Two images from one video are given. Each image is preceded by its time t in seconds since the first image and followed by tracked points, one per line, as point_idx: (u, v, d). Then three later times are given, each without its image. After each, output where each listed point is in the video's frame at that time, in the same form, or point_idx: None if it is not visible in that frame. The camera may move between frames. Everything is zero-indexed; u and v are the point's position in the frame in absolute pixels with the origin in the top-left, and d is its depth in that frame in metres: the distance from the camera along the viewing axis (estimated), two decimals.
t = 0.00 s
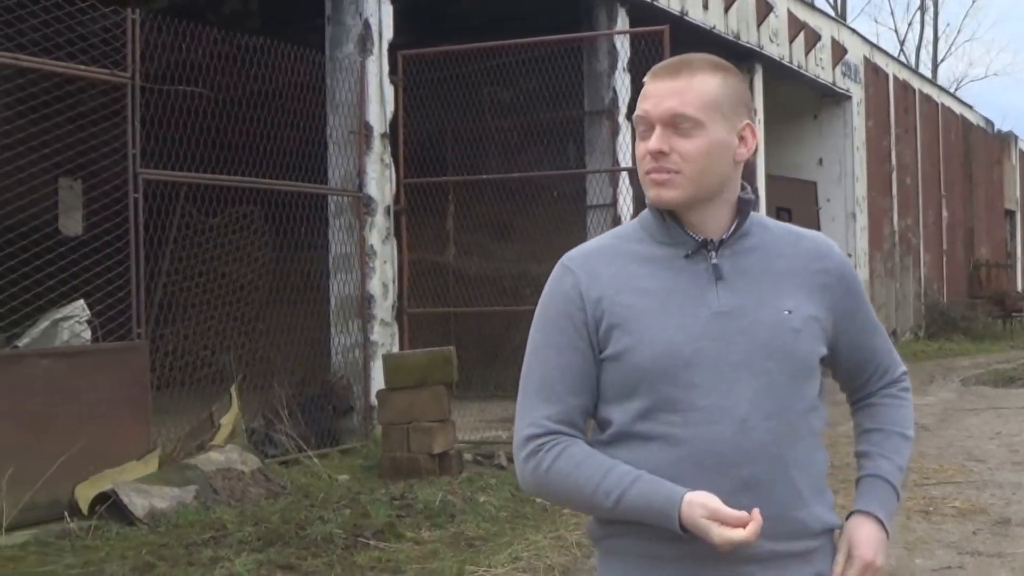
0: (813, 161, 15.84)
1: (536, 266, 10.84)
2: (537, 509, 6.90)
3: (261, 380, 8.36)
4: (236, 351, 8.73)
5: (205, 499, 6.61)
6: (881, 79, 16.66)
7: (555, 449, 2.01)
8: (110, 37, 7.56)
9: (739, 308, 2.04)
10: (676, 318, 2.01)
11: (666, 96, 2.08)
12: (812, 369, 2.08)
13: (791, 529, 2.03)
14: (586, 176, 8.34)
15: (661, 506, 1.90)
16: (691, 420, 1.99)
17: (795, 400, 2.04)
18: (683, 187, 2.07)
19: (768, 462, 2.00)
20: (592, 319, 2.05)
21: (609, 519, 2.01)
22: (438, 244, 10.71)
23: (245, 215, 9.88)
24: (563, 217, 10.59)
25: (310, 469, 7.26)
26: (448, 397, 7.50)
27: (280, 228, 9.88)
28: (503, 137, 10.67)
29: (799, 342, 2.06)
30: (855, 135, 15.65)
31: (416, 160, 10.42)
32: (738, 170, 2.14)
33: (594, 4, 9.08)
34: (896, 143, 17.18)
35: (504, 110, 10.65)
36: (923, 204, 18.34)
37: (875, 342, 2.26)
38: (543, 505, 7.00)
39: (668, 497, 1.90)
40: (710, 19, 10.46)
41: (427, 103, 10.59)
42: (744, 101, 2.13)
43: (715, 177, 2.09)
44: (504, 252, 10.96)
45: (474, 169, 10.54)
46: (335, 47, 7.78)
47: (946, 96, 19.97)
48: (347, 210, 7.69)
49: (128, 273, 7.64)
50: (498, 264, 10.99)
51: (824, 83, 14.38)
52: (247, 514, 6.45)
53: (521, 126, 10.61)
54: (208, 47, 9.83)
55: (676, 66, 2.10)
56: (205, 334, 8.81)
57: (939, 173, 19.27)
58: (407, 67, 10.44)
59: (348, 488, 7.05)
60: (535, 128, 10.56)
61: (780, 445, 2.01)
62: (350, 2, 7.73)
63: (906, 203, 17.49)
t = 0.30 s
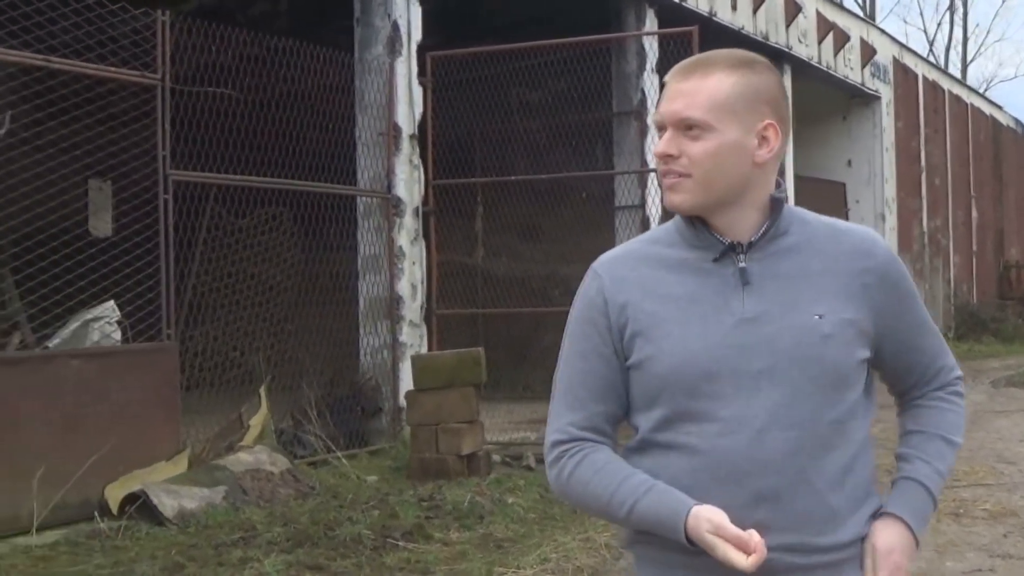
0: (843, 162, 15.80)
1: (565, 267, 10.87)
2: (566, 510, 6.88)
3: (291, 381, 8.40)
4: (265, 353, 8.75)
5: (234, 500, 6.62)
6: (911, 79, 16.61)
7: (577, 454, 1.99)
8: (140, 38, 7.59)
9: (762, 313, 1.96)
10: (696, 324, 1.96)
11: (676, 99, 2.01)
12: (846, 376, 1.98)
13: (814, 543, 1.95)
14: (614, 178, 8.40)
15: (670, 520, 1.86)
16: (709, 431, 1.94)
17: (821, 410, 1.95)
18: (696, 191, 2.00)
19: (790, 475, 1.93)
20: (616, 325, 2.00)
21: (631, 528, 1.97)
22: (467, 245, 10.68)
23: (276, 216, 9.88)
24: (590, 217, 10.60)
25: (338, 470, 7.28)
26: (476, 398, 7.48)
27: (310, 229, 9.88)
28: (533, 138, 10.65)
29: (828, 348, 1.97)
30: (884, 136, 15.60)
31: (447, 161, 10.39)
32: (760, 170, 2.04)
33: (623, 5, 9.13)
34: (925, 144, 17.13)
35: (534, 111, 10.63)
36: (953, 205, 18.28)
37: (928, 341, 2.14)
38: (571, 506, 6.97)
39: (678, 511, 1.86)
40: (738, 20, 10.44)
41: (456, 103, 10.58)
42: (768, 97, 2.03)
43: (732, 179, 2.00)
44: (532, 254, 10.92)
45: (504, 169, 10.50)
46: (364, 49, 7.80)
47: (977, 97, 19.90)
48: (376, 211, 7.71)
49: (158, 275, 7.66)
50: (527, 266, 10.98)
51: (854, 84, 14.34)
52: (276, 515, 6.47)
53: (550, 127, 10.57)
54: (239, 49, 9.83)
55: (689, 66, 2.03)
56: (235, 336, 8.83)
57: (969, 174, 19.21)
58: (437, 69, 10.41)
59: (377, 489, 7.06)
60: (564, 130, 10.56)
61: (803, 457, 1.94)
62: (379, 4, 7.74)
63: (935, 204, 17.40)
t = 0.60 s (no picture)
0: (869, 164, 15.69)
1: (591, 271, 10.81)
2: (593, 514, 6.85)
3: (318, 385, 8.44)
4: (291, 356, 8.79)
5: (260, 503, 6.62)
6: (938, 83, 16.56)
7: (651, 460, 1.99)
8: (168, 43, 7.61)
9: (830, 314, 1.85)
10: (766, 328, 1.88)
11: (766, 96, 1.92)
12: (923, 381, 1.83)
13: (889, 556, 1.83)
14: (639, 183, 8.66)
15: (732, 528, 1.81)
16: (779, 438, 1.86)
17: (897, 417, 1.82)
18: (789, 191, 1.90)
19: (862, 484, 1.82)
20: (690, 331, 1.97)
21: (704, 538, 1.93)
22: (493, 250, 10.85)
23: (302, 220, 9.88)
24: (617, 221, 10.63)
25: (365, 473, 7.29)
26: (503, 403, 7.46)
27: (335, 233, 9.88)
28: (557, 142, 10.66)
29: (902, 352, 1.82)
30: (912, 139, 15.47)
31: (474, 164, 10.71)
32: (850, 168, 1.94)
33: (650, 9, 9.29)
34: (952, 148, 17.08)
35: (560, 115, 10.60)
36: (980, 209, 18.21)
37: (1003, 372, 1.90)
38: (598, 510, 6.94)
39: (742, 516, 1.80)
40: (765, 23, 10.49)
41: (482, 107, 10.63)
42: (856, 92, 1.93)
43: (825, 177, 1.91)
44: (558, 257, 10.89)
45: (532, 174, 10.72)
46: (391, 52, 7.82)
47: (1005, 100, 19.83)
48: (403, 215, 7.73)
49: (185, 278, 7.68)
50: (553, 269, 10.95)
51: (880, 87, 14.32)
52: (302, 518, 6.47)
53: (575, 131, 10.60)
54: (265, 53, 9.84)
55: (779, 61, 1.93)
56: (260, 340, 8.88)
57: (996, 178, 19.14)
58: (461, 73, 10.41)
59: (403, 492, 7.06)
60: (591, 135, 10.57)
61: (876, 466, 1.82)
62: (406, 8, 7.76)
63: (961, 208, 17.35)
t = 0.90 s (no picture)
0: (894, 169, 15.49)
1: (616, 276, 10.78)
2: (617, 519, 6.80)
3: (342, 389, 8.48)
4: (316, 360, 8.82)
5: (285, 506, 6.62)
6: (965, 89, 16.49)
7: (763, 462, 1.87)
8: (194, 48, 7.63)
9: (955, 305, 1.80)
10: (890, 322, 1.82)
11: (912, 88, 1.83)
12: None
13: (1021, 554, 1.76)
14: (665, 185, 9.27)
15: (866, 526, 1.71)
16: (904, 433, 1.80)
17: None
18: (942, 185, 1.85)
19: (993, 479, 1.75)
20: (804, 326, 1.90)
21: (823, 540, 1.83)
22: (517, 255, 10.89)
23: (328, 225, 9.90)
24: (641, 225, 10.66)
25: (388, 477, 7.29)
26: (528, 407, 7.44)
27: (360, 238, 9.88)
28: (581, 146, 10.67)
29: None
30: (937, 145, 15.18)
31: (500, 170, 10.83)
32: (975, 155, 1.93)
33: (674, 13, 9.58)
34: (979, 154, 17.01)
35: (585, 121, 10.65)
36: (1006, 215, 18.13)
37: None
38: (623, 515, 6.91)
39: (873, 515, 1.71)
40: (790, 27, 10.55)
41: (506, 112, 10.66)
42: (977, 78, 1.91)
43: (970, 167, 1.87)
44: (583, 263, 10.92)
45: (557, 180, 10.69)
46: (416, 57, 7.85)
47: None
48: (427, 219, 7.76)
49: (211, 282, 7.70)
50: (577, 274, 10.93)
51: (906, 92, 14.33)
52: (327, 522, 6.47)
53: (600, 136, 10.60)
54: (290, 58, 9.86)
55: (916, 48, 1.84)
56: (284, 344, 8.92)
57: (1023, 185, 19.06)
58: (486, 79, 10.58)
59: (428, 496, 7.07)
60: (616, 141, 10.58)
61: (1007, 460, 1.76)
62: (431, 14, 7.80)
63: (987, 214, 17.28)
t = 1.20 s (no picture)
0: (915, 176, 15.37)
1: (640, 283, 10.84)
2: (641, 527, 6.77)
3: (366, 395, 8.53)
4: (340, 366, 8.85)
5: (309, 512, 6.64)
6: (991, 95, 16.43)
7: (862, 471, 1.81)
8: (220, 55, 7.65)
9: None
10: (999, 326, 1.78)
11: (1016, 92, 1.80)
12: None
13: None
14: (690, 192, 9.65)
15: (985, 538, 1.67)
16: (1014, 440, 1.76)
17: None
18: None
19: None
20: (902, 331, 1.84)
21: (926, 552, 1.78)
22: (541, 262, 10.89)
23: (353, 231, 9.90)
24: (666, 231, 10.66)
25: (412, 484, 7.31)
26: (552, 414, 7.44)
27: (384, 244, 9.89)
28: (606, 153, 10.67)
29: None
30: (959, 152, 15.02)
31: (522, 177, 10.58)
32: None
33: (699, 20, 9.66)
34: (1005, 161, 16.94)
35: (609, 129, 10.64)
36: None
37: None
38: (647, 522, 6.89)
39: (992, 527, 1.67)
40: (815, 34, 10.60)
41: (528, 118, 10.52)
42: None
43: None
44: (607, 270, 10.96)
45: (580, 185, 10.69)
46: (441, 65, 7.88)
47: None
48: (452, 226, 7.78)
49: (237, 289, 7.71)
50: (600, 280, 11.01)
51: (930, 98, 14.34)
52: (351, 528, 6.48)
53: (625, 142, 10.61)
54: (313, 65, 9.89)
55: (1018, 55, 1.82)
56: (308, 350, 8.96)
57: None
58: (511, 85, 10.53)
59: (451, 503, 7.07)
60: (641, 148, 10.59)
61: None
62: (455, 22, 7.83)
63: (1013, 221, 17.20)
